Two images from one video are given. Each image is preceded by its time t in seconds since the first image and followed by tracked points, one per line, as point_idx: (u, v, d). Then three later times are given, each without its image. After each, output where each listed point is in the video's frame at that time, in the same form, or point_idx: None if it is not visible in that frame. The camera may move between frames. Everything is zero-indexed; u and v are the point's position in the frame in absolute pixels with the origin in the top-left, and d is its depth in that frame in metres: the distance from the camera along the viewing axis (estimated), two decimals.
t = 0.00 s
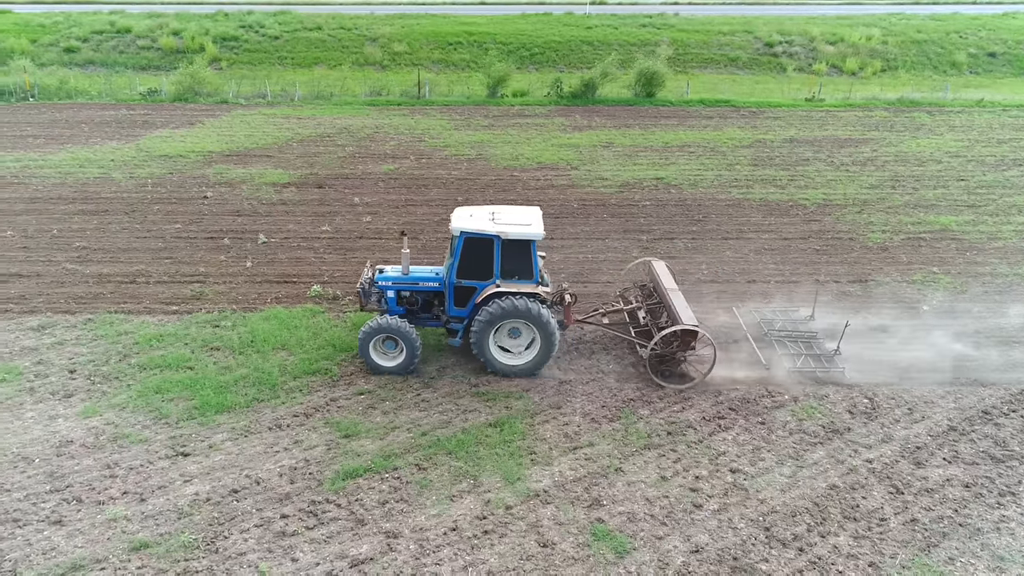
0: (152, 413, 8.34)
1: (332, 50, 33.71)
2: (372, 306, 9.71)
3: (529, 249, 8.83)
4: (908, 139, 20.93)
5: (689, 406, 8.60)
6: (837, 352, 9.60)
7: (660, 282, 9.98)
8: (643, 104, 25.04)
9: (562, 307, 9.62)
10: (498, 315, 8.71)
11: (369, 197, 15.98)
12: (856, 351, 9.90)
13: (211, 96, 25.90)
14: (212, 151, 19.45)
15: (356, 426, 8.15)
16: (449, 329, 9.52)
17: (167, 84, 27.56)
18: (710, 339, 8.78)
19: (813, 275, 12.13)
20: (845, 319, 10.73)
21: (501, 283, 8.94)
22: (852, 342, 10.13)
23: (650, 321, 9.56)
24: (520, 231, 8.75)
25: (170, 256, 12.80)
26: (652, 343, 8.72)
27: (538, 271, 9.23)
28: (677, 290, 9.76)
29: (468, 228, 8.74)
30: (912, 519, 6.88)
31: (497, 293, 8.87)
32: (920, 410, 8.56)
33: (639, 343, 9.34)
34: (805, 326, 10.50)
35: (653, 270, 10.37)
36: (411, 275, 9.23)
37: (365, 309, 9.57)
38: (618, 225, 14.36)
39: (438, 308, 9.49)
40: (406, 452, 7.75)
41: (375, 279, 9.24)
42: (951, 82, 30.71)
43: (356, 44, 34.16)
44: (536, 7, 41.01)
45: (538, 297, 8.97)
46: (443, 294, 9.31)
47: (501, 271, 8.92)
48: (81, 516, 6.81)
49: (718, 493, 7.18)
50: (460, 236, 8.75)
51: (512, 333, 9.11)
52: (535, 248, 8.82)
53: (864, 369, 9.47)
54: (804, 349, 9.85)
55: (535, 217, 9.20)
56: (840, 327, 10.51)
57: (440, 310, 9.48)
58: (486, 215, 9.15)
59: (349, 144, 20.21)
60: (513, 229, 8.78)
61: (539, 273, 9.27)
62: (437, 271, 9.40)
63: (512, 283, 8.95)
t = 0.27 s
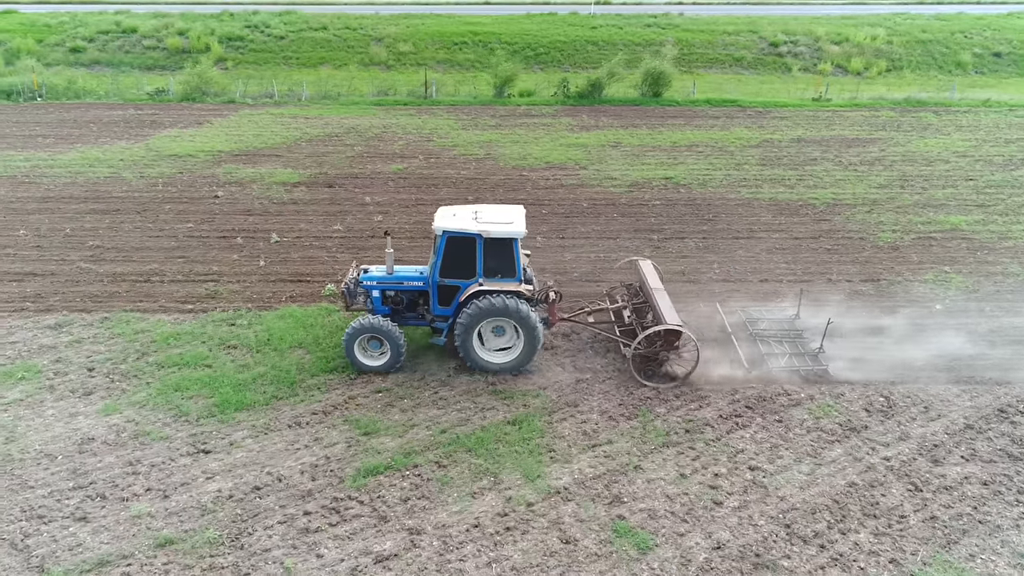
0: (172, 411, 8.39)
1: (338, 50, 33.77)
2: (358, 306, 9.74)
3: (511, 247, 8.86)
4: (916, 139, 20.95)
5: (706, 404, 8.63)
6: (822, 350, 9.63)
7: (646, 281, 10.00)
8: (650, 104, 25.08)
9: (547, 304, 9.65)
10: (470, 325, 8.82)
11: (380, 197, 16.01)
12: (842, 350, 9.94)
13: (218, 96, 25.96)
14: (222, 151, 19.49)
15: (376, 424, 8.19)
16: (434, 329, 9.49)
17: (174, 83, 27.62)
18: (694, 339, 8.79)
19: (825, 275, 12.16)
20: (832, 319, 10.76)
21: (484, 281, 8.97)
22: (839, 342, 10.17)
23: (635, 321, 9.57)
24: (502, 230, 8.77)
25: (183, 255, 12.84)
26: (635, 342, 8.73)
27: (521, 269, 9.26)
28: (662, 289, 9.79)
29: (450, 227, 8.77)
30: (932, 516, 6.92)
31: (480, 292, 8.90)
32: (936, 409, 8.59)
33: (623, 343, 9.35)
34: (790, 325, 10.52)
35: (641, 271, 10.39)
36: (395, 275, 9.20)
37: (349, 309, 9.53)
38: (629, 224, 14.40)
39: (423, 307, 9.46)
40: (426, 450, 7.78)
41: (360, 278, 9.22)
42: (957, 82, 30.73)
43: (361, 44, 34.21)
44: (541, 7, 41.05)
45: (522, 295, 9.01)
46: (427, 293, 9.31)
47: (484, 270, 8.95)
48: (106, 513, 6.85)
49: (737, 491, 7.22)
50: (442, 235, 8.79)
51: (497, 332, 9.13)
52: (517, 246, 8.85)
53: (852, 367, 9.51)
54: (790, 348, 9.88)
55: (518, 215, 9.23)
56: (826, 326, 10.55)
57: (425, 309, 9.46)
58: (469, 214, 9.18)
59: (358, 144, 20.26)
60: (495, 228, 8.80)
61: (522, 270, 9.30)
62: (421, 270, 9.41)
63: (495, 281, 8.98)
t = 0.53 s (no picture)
0: (195, 408, 8.44)
1: (343, 50, 33.83)
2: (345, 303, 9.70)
3: (499, 244, 8.91)
4: (924, 139, 20.98)
5: (724, 401, 8.68)
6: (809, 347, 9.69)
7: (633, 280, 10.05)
8: (657, 104, 25.12)
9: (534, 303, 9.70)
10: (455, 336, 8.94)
11: (391, 196, 16.06)
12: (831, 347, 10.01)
13: (226, 95, 26.03)
14: (232, 150, 19.54)
15: (397, 421, 8.24)
16: (422, 325, 9.56)
17: (182, 83, 27.68)
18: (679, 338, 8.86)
19: (839, 273, 12.20)
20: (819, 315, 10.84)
21: (473, 278, 9.02)
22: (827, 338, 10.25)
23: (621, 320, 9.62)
24: (490, 227, 8.82)
25: (198, 254, 12.88)
26: (619, 341, 8.79)
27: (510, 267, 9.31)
28: (649, 288, 9.84)
29: (439, 223, 8.82)
30: (954, 512, 6.96)
31: (468, 288, 8.96)
32: (954, 406, 8.63)
33: (609, 341, 9.40)
34: (777, 322, 10.58)
35: (629, 270, 10.44)
36: (384, 271, 9.27)
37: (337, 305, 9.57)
38: (641, 223, 14.44)
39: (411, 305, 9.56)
40: (449, 446, 7.83)
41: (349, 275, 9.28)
42: (962, 82, 30.75)
43: (367, 44, 34.27)
44: (545, 7, 41.08)
45: (509, 292, 9.06)
46: (415, 290, 9.38)
47: (472, 267, 9.00)
48: (133, 509, 6.90)
49: (760, 487, 7.26)
50: (431, 232, 8.83)
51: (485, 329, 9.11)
52: (505, 243, 8.89)
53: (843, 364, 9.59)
54: (776, 346, 9.93)
55: (507, 213, 9.28)
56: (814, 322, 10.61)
57: (413, 306, 9.55)
58: (458, 211, 9.23)
59: (367, 143, 20.30)
60: (483, 225, 8.86)
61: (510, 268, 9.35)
62: (410, 267, 9.47)
63: (483, 278, 9.03)
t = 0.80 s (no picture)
0: (219, 404, 8.49)
1: (349, 50, 33.88)
2: (335, 300, 9.75)
3: (487, 243, 8.94)
4: (932, 138, 21.02)
5: (745, 398, 8.72)
6: (797, 344, 9.75)
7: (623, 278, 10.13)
8: (664, 103, 25.17)
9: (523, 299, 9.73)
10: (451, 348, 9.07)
11: (403, 195, 16.11)
12: (819, 343, 10.07)
13: (234, 95, 26.09)
14: (243, 149, 19.58)
15: (420, 417, 8.28)
16: (412, 322, 9.58)
17: (190, 82, 27.73)
18: (669, 334, 8.94)
19: (854, 272, 12.24)
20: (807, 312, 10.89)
21: (461, 276, 9.07)
22: (817, 334, 10.30)
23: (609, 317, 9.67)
24: (478, 225, 8.86)
25: (214, 252, 12.92)
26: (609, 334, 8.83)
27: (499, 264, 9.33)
28: (638, 286, 9.93)
29: (426, 221, 8.87)
30: (977, 508, 7.00)
31: (455, 286, 9.01)
32: (973, 403, 8.68)
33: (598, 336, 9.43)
34: (764, 319, 10.62)
35: (619, 268, 10.50)
36: (373, 269, 9.28)
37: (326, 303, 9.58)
38: (653, 221, 14.48)
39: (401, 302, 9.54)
40: (473, 442, 7.88)
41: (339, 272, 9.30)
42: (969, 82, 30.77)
43: (373, 44, 34.33)
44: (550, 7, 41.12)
45: (497, 290, 9.10)
46: (405, 287, 9.40)
47: (460, 264, 9.04)
48: (163, 504, 6.95)
49: (784, 483, 7.30)
50: (419, 230, 8.86)
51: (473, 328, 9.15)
52: (493, 241, 8.92)
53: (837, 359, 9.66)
54: (763, 343, 9.96)
55: (495, 211, 9.32)
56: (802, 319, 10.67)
57: (403, 303, 9.54)
58: (446, 209, 9.28)
59: (377, 143, 20.35)
60: (471, 223, 8.89)
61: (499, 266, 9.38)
62: (399, 264, 9.50)
63: (471, 276, 9.07)
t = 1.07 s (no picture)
0: (243, 400, 8.53)
1: (356, 50, 33.93)
2: (325, 296, 9.74)
3: (477, 240, 8.99)
4: (941, 137, 21.06)
5: (766, 394, 8.76)
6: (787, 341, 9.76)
7: (613, 274, 10.11)
8: (672, 103, 25.22)
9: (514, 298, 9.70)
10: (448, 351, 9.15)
11: (416, 193, 16.16)
12: (809, 339, 10.12)
13: (242, 94, 26.15)
14: (253, 148, 19.62)
15: (444, 414, 8.33)
16: (403, 320, 9.57)
17: (198, 82, 27.79)
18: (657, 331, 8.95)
19: (868, 269, 12.28)
20: (794, 309, 10.93)
21: (451, 273, 9.11)
22: (807, 330, 10.35)
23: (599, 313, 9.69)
24: (468, 222, 8.91)
25: (230, 250, 12.96)
26: (597, 333, 8.86)
27: (489, 262, 9.38)
28: (628, 281, 9.92)
29: (417, 219, 8.93)
30: (1002, 503, 7.04)
31: (446, 283, 9.06)
32: (993, 400, 8.72)
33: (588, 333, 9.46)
34: (752, 316, 10.65)
35: (608, 264, 10.49)
36: (365, 265, 9.30)
37: (316, 299, 9.58)
38: (666, 220, 14.52)
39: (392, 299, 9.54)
40: (498, 438, 7.93)
41: (330, 268, 9.33)
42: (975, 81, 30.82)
43: (379, 43, 34.38)
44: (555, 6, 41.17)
45: (488, 287, 9.14)
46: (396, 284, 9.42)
47: (451, 262, 9.09)
48: (193, 498, 7.00)
49: (809, 478, 7.35)
50: (410, 227, 8.94)
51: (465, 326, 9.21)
52: (483, 239, 8.97)
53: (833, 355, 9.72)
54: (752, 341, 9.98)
55: (486, 209, 9.37)
56: (789, 315, 10.70)
57: (394, 300, 9.54)
58: (437, 207, 9.34)
59: (387, 142, 20.41)
60: (461, 221, 8.95)
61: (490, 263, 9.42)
62: (391, 262, 9.52)
63: (462, 273, 9.11)
